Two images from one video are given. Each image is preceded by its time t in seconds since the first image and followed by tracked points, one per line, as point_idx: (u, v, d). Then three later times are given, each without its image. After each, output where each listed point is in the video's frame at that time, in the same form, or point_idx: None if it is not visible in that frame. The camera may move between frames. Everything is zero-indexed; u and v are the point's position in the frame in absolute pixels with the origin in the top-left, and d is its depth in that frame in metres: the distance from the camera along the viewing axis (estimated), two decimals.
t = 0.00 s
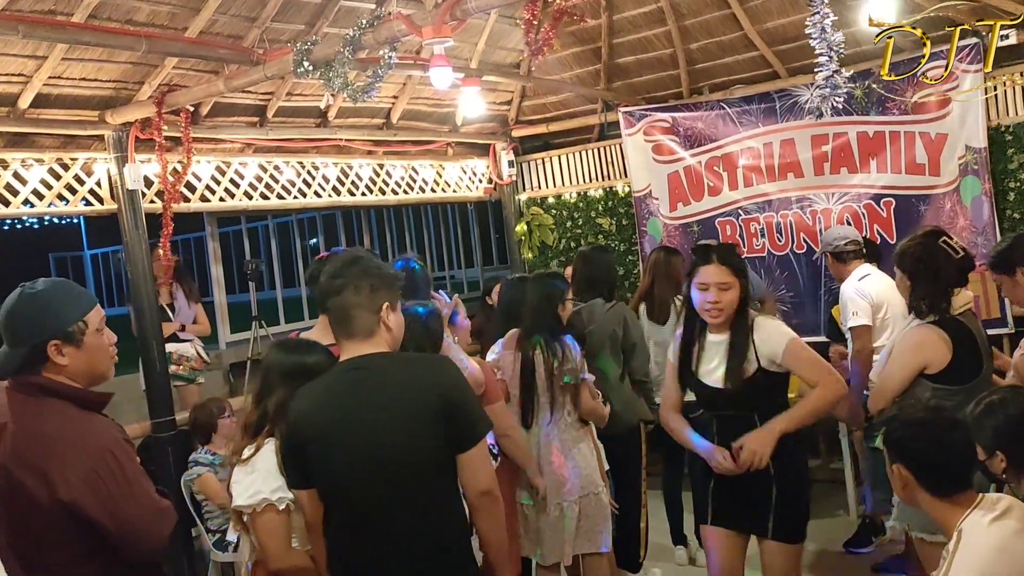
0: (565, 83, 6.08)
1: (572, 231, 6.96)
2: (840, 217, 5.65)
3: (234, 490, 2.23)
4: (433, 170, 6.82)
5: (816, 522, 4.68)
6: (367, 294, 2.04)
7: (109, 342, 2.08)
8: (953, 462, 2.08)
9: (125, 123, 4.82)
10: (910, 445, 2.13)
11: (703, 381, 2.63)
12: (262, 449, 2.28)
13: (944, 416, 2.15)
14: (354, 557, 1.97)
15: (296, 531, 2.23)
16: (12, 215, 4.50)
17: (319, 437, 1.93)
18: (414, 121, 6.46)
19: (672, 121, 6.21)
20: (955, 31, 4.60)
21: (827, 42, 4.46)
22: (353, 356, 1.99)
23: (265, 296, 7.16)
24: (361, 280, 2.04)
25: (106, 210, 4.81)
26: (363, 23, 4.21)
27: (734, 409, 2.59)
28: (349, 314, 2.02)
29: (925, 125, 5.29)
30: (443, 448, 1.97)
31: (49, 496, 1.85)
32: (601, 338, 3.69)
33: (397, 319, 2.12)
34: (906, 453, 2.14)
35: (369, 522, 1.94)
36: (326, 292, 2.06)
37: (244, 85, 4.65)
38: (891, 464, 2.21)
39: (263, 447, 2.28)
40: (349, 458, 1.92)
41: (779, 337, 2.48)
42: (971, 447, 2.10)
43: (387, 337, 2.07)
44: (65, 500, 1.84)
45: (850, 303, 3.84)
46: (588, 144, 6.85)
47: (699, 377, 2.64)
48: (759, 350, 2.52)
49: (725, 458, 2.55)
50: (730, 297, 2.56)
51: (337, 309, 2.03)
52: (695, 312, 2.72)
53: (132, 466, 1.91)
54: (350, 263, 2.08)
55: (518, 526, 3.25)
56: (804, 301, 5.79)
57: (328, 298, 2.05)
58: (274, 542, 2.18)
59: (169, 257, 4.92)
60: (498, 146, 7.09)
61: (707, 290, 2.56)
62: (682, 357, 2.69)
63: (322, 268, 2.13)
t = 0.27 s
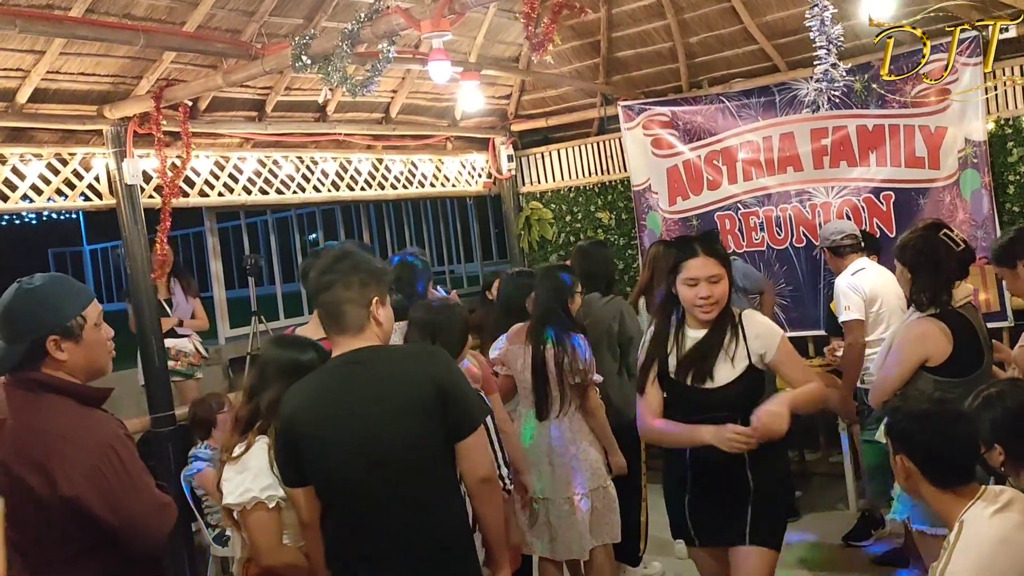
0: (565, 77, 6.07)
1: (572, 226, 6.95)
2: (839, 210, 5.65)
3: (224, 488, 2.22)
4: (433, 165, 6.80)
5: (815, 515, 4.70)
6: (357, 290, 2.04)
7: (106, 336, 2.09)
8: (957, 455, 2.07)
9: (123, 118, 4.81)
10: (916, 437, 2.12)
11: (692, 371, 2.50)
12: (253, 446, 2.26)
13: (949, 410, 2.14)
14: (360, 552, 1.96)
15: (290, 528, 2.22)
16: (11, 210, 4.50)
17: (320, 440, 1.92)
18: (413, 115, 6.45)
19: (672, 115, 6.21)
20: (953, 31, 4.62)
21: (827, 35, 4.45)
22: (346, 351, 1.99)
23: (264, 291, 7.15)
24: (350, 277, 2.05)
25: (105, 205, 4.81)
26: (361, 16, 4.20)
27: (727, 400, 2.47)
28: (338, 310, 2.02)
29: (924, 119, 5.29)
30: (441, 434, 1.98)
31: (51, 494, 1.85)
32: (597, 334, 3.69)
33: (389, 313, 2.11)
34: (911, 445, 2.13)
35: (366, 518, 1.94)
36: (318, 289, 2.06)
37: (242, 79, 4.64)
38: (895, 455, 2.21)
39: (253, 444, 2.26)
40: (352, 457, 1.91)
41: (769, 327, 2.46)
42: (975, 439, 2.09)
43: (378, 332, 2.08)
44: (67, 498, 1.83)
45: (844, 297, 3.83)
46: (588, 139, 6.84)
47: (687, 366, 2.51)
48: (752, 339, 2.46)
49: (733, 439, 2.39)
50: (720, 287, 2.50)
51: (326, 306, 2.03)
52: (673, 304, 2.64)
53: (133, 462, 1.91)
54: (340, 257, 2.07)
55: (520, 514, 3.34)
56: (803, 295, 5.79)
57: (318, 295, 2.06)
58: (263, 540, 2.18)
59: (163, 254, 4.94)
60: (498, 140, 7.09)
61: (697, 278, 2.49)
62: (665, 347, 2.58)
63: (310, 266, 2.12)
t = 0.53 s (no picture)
0: (564, 70, 6.06)
1: (572, 220, 6.95)
2: (839, 203, 5.64)
3: (222, 487, 2.18)
4: (432, 159, 6.79)
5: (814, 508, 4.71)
6: (355, 283, 2.04)
7: (100, 329, 2.09)
8: (961, 448, 2.07)
9: (122, 113, 4.80)
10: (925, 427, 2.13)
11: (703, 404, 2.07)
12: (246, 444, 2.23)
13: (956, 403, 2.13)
14: (365, 549, 1.95)
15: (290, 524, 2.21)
16: (9, 205, 4.49)
17: (324, 440, 1.90)
18: (412, 109, 6.44)
19: (671, 109, 6.20)
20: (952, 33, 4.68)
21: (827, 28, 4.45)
22: (343, 347, 1.99)
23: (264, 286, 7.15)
24: (351, 272, 2.05)
25: (104, 200, 4.80)
26: (359, 10, 4.19)
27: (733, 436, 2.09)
28: (338, 304, 2.02)
29: (924, 112, 5.28)
30: (441, 423, 2.00)
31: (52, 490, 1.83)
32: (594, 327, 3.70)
33: (388, 307, 2.12)
34: (912, 439, 2.12)
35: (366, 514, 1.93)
36: (316, 284, 2.05)
37: (241, 73, 4.63)
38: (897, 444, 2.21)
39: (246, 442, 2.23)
40: (355, 453, 1.90)
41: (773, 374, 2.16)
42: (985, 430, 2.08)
43: (377, 326, 2.08)
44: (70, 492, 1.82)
45: (841, 290, 3.84)
46: (587, 133, 6.83)
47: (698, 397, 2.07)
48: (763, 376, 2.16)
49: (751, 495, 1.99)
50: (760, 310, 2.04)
51: (324, 300, 2.03)
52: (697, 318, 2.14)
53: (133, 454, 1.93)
54: (334, 253, 2.09)
55: (517, 501, 3.42)
56: (802, 289, 5.79)
57: (316, 291, 2.06)
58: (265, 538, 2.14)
59: (165, 245, 4.94)
60: (497, 134, 7.08)
61: (732, 296, 2.02)
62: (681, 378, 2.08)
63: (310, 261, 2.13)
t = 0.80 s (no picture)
0: (564, 64, 6.05)
1: (572, 214, 6.95)
2: (839, 196, 5.64)
3: (224, 486, 2.16)
4: (432, 153, 6.79)
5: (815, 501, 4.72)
6: (359, 279, 2.05)
7: (100, 324, 2.12)
8: (966, 441, 2.03)
9: (121, 108, 4.79)
10: (930, 415, 2.12)
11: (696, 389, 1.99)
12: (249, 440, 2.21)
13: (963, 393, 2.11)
14: (366, 545, 1.94)
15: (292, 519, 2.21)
16: (9, 201, 4.49)
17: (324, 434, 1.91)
18: (412, 104, 6.43)
19: (671, 102, 6.19)
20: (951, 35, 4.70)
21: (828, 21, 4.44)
22: (350, 341, 2.00)
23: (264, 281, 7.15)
24: (356, 266, 2.06)
25: (104, 195, 4.81)
26: (359, 4, 4.18)
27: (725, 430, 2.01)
28: (344, 300, 2.04)
29: (924, 105, 5.27)
30: (441, 424, 1.99)
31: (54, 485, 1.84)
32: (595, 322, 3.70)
33: (394, 301, 2.12)
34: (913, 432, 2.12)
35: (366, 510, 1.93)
36: (325, 280, 2.07)
37: (240, 68, 4.63)
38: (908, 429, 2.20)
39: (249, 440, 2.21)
40: (350, 448, 1.91)
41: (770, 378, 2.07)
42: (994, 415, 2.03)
43: (385, 320, 2.09)
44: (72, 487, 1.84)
45: (838, 288, 3.86)
46: (586, 127, 6.83)
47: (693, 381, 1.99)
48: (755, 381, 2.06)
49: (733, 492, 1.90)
50: (754, 299, 1.98)
51: (330, 297, 2.05)
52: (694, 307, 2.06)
53: (132, 448, 1.95)
54: (337, 250, 2.10)
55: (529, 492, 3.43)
56: (803, 283, 5.79)
57: (322, 287, 2.07)
58: (267, 533, 2.13)
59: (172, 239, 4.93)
60: (497, 128, 7.08)
61: (725, 287, 1.96)
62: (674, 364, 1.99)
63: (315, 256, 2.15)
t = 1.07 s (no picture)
0: (565, 56, 6.02)
1: (573, 207, 6.92)
2: (842, 188, 5.61)
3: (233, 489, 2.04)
4: (432, 147, 6.77)
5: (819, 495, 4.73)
6: (371, 270, 2.04)
7: (103, 319, 2.14)
8: (982, 424, 1.89)
9: (121, 102, 4.77)
10: (944, 400, 1.96)
11: (680, 445, 1.77)
12: (258, 440, 2.09)
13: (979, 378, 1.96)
14: (366, 542, 1.91)
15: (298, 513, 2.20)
16: (8, 195, 4.47)
17: (328, 422, 1.89)
18: (412, 97, 6.41)
19: (673, 94, 6.15)
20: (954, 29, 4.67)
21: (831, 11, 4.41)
22: (361, 331, 2.00)
23: (265, 275, 7.14)
24: (369, 258, 2.06)
25: (104, 189, 4.80)
26: None
27: (712, 488, 1.78)
28: (356, 292, 2.03)
29: (927, 96, 5.24)
30: (444, 422, 1.96)
31: (54, 477, 1.87)
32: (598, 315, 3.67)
33: (407, 293, 2.11)
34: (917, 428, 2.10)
35: (366, 509, 1.91)
36: (337, 270, 2.07)
37: (239, 62, 4.60)
38: (919, 414, 2.03)
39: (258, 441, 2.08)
40: (352, 435, 1.88)
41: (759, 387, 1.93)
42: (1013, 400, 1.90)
43: (396, 312, 2.07)
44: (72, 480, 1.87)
45: (836, 283, 3.87)
46: (588, 119, 6.80)
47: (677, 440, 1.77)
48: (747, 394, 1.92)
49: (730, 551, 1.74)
50: (739, 350, 1.76)
51: (342, 288, 2.04)
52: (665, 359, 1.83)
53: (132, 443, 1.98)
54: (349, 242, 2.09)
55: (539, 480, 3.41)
56: (807, 276, 5.75)
57: (334, 277, 2.08)
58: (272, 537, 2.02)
59: (178, 232, 4.91)
60: (498, 121, 7.05)
61: (706, 343, 1.74)
62: (653, 419, 1.78)
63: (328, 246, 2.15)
